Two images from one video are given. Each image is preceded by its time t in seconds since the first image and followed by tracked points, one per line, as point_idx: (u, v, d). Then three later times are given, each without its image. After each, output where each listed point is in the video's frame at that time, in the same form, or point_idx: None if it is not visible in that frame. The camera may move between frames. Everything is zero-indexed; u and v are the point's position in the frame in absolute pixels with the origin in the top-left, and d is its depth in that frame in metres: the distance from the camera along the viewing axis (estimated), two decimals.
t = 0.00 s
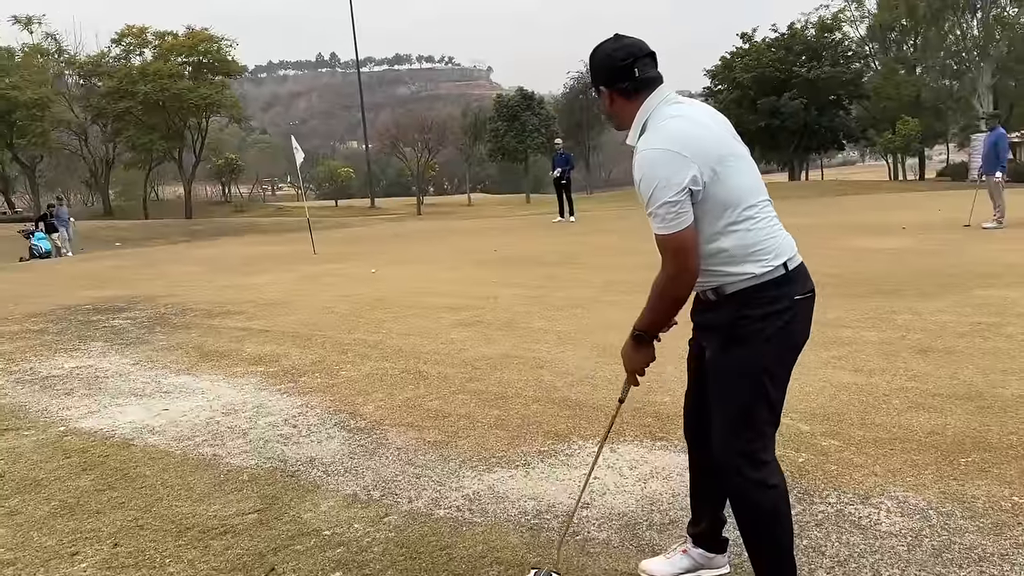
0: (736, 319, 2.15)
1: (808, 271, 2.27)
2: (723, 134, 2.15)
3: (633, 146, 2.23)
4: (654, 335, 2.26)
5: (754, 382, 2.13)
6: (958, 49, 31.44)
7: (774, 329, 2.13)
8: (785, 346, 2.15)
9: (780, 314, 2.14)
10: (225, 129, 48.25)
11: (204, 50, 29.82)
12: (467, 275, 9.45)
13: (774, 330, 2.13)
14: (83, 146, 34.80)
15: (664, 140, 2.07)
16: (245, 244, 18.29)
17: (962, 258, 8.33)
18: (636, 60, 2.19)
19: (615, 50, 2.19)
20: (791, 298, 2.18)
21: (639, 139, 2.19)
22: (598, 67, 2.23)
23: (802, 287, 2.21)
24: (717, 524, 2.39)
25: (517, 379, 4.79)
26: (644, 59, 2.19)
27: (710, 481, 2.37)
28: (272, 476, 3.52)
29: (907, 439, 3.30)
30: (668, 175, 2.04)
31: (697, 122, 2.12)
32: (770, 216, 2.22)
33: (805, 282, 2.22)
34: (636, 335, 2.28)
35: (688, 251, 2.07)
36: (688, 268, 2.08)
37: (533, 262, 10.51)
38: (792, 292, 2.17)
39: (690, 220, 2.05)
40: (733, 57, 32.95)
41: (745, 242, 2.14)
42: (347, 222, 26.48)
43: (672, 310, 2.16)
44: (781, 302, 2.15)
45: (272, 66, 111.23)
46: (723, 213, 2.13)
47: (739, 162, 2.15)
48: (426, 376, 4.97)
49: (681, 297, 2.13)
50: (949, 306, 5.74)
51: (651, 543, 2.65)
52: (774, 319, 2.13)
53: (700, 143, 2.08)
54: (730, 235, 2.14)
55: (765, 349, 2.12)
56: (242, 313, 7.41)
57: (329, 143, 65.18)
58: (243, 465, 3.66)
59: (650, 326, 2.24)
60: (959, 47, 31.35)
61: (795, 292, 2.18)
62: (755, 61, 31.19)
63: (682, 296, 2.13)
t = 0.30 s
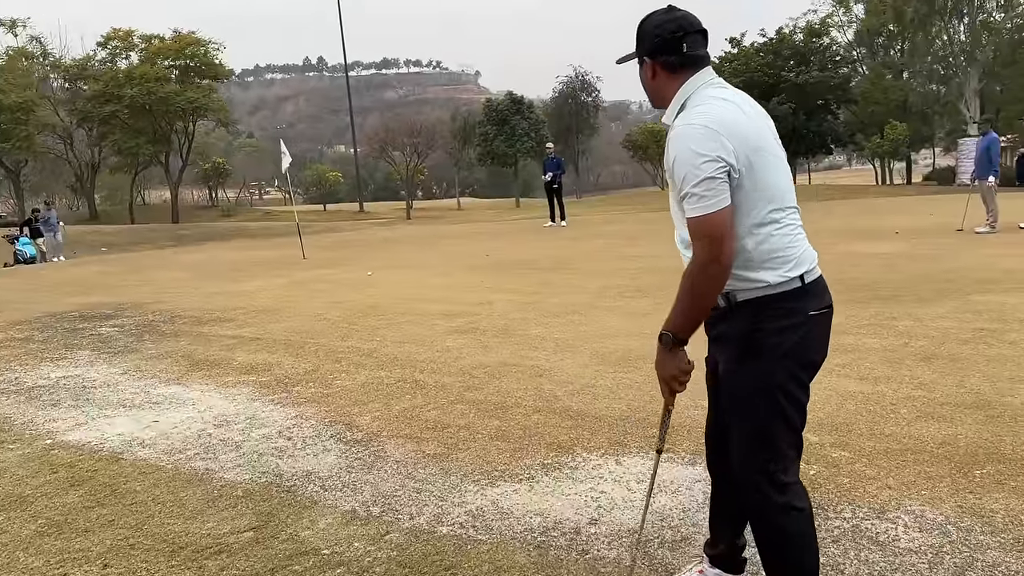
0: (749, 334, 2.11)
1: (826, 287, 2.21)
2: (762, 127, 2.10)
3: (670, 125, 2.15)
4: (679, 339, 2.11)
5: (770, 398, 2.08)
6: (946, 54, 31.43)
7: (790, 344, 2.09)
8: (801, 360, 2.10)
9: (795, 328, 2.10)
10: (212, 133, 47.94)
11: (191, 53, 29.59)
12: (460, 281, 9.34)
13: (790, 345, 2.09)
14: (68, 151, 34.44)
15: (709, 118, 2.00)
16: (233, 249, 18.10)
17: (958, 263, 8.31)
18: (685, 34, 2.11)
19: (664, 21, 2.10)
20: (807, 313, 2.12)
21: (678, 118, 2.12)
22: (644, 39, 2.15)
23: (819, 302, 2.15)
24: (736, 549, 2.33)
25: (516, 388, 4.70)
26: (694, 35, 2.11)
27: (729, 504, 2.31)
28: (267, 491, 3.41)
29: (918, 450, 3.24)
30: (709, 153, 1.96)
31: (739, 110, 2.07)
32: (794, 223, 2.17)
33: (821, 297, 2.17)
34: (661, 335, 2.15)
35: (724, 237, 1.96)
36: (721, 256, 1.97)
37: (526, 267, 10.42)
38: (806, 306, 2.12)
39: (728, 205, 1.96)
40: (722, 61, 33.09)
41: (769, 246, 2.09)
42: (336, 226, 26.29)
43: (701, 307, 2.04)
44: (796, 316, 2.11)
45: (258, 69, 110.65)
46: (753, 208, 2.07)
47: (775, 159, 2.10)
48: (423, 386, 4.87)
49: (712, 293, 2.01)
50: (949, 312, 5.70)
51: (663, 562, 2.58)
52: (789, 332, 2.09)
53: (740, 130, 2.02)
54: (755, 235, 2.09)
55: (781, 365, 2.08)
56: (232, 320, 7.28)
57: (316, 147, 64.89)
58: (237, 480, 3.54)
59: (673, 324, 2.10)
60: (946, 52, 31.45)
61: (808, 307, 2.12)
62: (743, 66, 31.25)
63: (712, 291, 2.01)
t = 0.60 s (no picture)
0: (760, 343, 2.06)
1: (842, 297, 2.16)
2: (797, 125, 2.05)
3: (703, 111, 2.10)
4: (696, 335, 2.06)
5: (784, 412, 2.04)
6: (933, 58, 31.76)
7: (803, 355, 2.03)
8: (816, 372, 2.05)
9: (810, 337, 2.05)
10: (200, 136, 47.65)
11: (179, 56, 29.40)
12: (453, 285, 9.27)
13: (802, 358, 2.04)
14: (54, 153, 34.11)
15: (747, 108, 1.95)
16: (222, 253, 17.95)
17: (952, 267, 8.33)
18: (729, 20, 2.05)
19: (708, 3, 2.05)
20: (822, 324, 2.07)
21: (713, 106, 2.06)
22: (687, 19, 2.09)
23: (833, 314, 2.09)
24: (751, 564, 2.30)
25: (514, 395, 4.64)
26: (738, 21, 2.06)
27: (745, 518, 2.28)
28: (263, 502, 3.33)
29: (926, 458, 3.20)
30: (745, 142, 1.91)
31: (776, 103, 2.03)
32: (817, 229, 2.12)
33: (837, 307, 2.11)
34: (676, 330, 2.10)
35: (751, 229, 1.92)
36: (747, 248, 1.92)
37: (519, 271, 10.36)
38: (818, 316, 2.06)
39: (758, 196, 1.91)
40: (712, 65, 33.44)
41: (790, 249, 2.04)
42: (325, 229, 26.13)
43: (721, 303, 1.98)
44: (809, 326, 2.05)
45: (246, 71, 110.11)
46: (779, 206, 2.02)
47: (806, 160, 2.05)
48: (419, 392, 4.80)
49: (734, 289, 1.95)
50: (947, 317, 5.69)
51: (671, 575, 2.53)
52: (802, 341, 2.04)
53: (776, 124, 1.98)
54: (778, 237, 2.04)
55: (794, 377, 2.03)
56: (224, 325, 7.19)
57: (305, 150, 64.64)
58: (231, 491, 3.46)
59: (690, 320, 2.05)
60: (934, 56, 31.72)
61: (821, 318, 2.06)
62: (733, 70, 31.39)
63: (734, 288, 1.95)
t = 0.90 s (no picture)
0: (779, 354, 2.04)
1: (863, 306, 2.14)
2: (827, 128, 2.05)
3: (734, 109, 2.11)
4: (718, 340, 2.07)
5: (806, 422, 2.02)
6: (923, 61, 32.06)
7: (824, 366, 2.01)
8: (838, 382, 2.02)
9: (832, 347, 2.02)
10: (190, 137, 47.41)
11: (169, 57, 29.21)
12: (448, 288, 9.21)
13: (822, 369, 2.01)
14: (42, 154, 33.84)
15: (777, 109, 1.96)
16: (213, 255, 17.83)
17: (947, 271, 8.34)
18: (764, 18, 2.06)
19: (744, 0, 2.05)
20: (843, 332, 2.05)
21: (744, 103, 2.08)
22: (721, 15, 2.10)
23: (853, 323, 2.07)
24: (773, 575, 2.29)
25: (516, 400, 4.60)
26: (772, 20, 2.06)
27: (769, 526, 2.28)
28: (264, 512, 3.27)
29: (935, 465, 3.19)
30: (776, 143, 1.92)
31: (808, 104, 2.03)
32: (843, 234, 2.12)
33: (858, 317, 2.08)
34: (699, 334, 2.11)
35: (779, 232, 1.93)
36: (773, 250, 1.93)
37: (515, 274, 10.32)
38: (838, 326, 2.04)
39: (787, 198, 1.92)
40: (703, 67, 33.48)
41: (815, 254, 2.04)
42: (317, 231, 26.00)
43: (746, 307, 2.00)
44: (830, 334, 2.02)
45: (235, 73, 109.69)
46: (805, 210, 2.03)
47: (834, 164, 2.05)
48: (419, 398, 4.74)
49: (758, 292, 1.97)
50: (947, 322, 5.69)
51: None
52: (822, 350, 2.01)
53: (807, 126, 1.98)
54: (804, 241, 2.03)
55: (814, 387, 2.01)
56: (217, 329, 7.10)
57: (295, 151, 64.42)
58: (231, 501, 3.40)
59: (712, 325, 2.06)
60: (924, 60, 31.99)
61: (841, 327, 2.04)
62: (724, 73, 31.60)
63: (759, 292, 1.97)
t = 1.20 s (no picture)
0: (784, 363, 2.02)
1: (871, 315, 2.11)
2: (840, 133, 2.03)
3: (747, 111, 2.10)
4: (725, 348, 2.04)
5: (814, 432, 2.00)
6: (914, 63, 32.24)
7: (831, 376, 1.99)
8: (846, 391, 2.00)
9: (839, 359, 2.00)
10: (181, 138, 47.17)
11: (159, 57, 29.07)
12: (442, 290, 9.17)
13: (834, 377, 1.99)
14: (30, 155, 33.58)
15: (793, 111, 1.94)
16: (204, 257, 17.71)
17: (941, 273, 8.37)
18: (779, 19, 2.04)
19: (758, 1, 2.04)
20: (853, 342, 2.03)
21: (757, 104, 2.07)
22: (736, 16, 2.09)
23: (861, 332, 2.05)
24: None
25: (516, 404, 4.58)
26: (787, 21, 2.04)
27: (776, 533, 2.26)
28: (260, 520, 3.23)
29: (936, 471, 3.19)
30: (788, 145, 1.91)
31: (820, 107, 2.02)
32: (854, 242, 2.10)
33: (864, 326, 2.07)
34: (706, 343, 2.09)
35: (787, 236, 1.92)
36: (780, 255, 1.92)
37: (509, 276, 10.29)
38: (846, 334, 2.02)
39: (796, 200, 1.91)
40: (694, 69, 33.54)
41: (823, 260, 2.02)
42: (308, 232, 25.89)
43: (754, 313, 1.97)
44: (838, 344, 2.01)
45: (224, 72, 109.17)
46: (815, 215, 2.01)
47: (847, 170, 2.03)
48: (415, 403, 4.70)
49: (764, 297, 1.94)
50: (945, 326, 5.70)
51: None
52: (830, 359, 1.99)
53: (820, 129, 1.96)
54: (813, 247, 2.02)
55: (821, 396, 1.99)
56: (209, 333, 7.04)
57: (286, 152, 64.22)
58: (226, 508, 3.35)
59: (718, 330, 2.04)
60: (915, 62, 32.20)
61: (848, 337, 2.02)
62: (716, 74, 31.65)
63: (767, 297, 1.95)
